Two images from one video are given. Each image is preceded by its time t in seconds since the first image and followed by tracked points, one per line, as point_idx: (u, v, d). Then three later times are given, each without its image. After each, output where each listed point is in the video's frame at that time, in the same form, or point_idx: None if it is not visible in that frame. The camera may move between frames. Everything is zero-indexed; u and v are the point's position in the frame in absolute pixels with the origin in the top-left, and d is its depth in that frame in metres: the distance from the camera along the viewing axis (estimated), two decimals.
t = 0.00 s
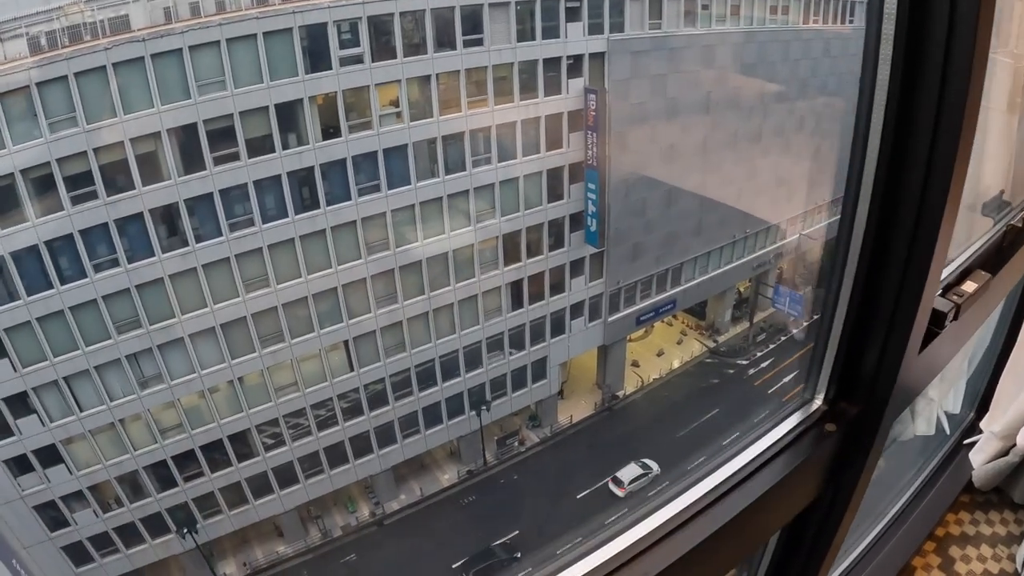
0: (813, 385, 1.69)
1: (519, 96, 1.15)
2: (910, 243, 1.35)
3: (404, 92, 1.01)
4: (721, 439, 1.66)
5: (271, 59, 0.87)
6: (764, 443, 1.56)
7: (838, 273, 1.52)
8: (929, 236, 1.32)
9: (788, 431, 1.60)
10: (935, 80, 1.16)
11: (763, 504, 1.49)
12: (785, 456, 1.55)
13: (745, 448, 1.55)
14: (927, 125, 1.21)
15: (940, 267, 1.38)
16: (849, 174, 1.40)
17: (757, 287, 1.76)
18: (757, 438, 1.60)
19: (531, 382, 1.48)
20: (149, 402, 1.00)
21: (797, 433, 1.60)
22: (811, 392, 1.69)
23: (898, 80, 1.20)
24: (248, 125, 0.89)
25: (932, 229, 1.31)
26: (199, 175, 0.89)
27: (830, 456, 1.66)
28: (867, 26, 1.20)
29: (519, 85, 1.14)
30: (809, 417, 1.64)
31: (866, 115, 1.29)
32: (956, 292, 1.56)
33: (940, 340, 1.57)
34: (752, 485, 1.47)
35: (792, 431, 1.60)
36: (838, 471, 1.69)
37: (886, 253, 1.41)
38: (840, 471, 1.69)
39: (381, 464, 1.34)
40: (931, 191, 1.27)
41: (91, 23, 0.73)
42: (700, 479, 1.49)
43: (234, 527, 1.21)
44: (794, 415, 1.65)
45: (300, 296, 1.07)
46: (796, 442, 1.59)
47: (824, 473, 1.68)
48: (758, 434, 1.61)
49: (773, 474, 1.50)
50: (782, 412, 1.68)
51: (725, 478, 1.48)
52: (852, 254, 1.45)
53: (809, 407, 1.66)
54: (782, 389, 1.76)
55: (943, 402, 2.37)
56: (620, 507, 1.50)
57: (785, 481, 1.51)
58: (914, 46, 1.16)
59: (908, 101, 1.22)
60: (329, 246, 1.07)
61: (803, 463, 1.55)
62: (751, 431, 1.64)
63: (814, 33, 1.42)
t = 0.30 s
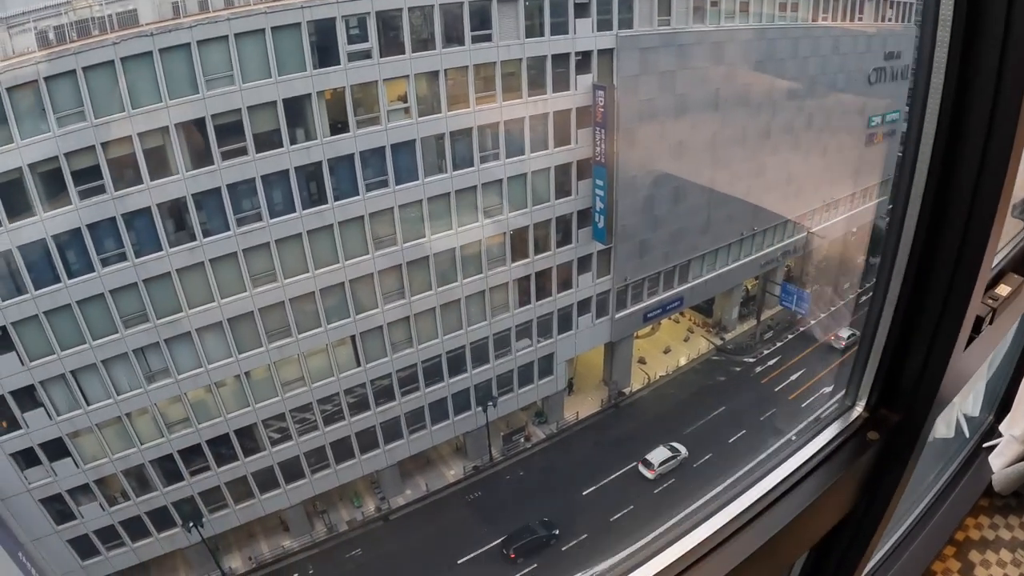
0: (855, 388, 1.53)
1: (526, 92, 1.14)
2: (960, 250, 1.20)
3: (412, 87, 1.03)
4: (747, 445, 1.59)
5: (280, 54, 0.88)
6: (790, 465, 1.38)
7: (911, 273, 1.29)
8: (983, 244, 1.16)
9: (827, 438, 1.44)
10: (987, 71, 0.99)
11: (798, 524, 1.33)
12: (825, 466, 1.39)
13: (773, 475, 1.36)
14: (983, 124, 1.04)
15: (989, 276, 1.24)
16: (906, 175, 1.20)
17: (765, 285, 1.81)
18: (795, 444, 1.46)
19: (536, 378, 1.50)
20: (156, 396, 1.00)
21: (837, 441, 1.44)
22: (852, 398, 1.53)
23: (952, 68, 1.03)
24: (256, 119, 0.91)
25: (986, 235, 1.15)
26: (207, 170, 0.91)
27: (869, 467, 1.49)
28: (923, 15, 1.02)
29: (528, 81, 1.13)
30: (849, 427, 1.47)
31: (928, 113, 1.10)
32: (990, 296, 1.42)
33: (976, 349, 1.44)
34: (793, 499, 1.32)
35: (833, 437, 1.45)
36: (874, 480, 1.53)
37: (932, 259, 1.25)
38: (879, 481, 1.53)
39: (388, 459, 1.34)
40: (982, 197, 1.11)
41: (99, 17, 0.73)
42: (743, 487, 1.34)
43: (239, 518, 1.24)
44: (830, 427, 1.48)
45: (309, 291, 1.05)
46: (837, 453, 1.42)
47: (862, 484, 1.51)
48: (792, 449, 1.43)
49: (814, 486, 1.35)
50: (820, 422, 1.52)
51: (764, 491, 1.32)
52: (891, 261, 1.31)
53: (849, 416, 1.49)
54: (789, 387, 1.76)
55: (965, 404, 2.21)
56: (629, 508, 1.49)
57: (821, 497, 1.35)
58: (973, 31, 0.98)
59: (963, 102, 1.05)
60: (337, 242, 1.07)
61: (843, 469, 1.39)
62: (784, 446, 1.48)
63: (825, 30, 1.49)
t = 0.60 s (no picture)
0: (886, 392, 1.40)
1: (535, 88, 1.14)
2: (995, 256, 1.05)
3: (421, 83, 1.03)
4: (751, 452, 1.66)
5: (287, 50, 0.90)
6: (821, 475, 1.30)
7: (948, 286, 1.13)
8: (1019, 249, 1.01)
9: (859, 444, 1.34)
10: None
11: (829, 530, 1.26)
12: (855, 473, 1.30)
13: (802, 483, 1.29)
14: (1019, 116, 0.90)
15: None
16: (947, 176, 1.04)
17: (771, 283, 1.81)
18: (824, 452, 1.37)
19: (544, 375, 1.48)
20: (163, 390, 1.00)
21: (867, 449, 1.34)
22: (882, 401, 1.41)
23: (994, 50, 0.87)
24: (264, 114, 0.92)
25: None
26: (213, 165, 0.92)
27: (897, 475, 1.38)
28: None
29: (534, 77, 1.14)
30: (878, 433, 1.35)
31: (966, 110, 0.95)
32: (1020, 295, 1.25)
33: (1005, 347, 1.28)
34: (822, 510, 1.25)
35: (865, 443, 1.35)
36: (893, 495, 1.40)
37: (965, 271, 1.11)
38: (906, 488, 1.41)
39: (394, 455, 1.34)
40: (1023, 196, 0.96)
41: (107, 12, 0.75)
42: (782, 491, 1.29)
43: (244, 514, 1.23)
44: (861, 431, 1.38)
45: (316, 285, 1.06)
46: (871, 460, 1.32)
47: (886, 493, 1.39)
48: (820, 458, 1.36)
49: (842, 496, 1.27)
50: (849, 428, 1.42)
51: (795, 501, 1.25)
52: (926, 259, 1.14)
53: (879, 421, 1.38)
54: (796, 385, 1.83)
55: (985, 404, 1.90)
56: (635, 505, 1.55)
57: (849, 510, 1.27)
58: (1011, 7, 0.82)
59: (1007, 91, 0.90)
60: (344, 238, 1.06)
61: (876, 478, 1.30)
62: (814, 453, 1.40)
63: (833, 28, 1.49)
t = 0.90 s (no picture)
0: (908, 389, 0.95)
1: (542, 85, 1.13)
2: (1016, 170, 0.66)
3: (429, 80, 1.03)
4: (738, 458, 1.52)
5: (295, 46, 0.92)
6: (820, 497, 0.87)
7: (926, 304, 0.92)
8: None
9: (868, 457, 0.91)
10: None
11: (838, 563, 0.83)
12: (862, 494, 0.86)
13: (799, 506, 0.87)
14: None
15: None
16: (980, 147, 0.71)
17: (778, 281, 1.79)
18: (822, 476, 0.93)
19: (549, 372, 1.53)
20: (169, 384, 1.00)
21: (877, 466, 0.89)
22: (904, 401, 0.96)
23: None
24: (272, 110, 0.96)
25: None
26: (221, 160, 0.94)
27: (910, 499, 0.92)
28: None
29: (544, 74, 1.14)
30: (900, 436, 0.91)
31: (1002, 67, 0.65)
32: None
33: None
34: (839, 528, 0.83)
35: (879, 455, 0.90)
36: (912, 510, 0.90)
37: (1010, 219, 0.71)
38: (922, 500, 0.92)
39: (399, 451, 1.35)
40: None
41: (114, 7, 0.74)
42: (795, 501, 0.88)
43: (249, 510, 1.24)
44: (875, 442, 0.93)
45: (323, 281, 1.09)
46: (879, 478, 0.88)
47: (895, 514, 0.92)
48: (817, 483, 0.91)
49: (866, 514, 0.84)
50: (862, 438, 0.97)
51: (815, 506, 0.86)
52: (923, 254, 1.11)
53: (901, 425, 0.93)
54: (801, 384, 1.68)
55: None
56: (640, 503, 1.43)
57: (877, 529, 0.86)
58: None
59: None
60: (350, 234, 1.11)
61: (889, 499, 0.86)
62: (819, 470, 0.97)
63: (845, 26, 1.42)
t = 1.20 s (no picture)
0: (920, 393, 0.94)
1: (548, 82, 1.11)
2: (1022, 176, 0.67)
3: (433, 75, 0.99)
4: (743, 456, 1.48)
5: (299, 42, 0.93)
6: (834, 500, 0.85)
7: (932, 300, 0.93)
8: None
9: (878, 461, 0.90)
10: None
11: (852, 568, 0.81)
12: (877, 497, 0.85)
13: (812, 509, 0.85)
14: None
15: None
16: (995, 152, 0.72)
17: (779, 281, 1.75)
18: (835, 480, 0.91)
19: (552, 369, 1.54)
20: (171, 379, 1.06)
21: (887, 470, 0.88)
22: (915, 406, 0.95)
23: None
24: (275, 104, 0.96)
25: None
26: (225, 156, 0.96)
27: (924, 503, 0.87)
28: None
29: (548, 71, 1.12)
30: (911, 440, 0.90)
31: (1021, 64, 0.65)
32: None
33: None
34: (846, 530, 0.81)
35: (889, 458, 0.89)
36: (925, 514, 0.87)
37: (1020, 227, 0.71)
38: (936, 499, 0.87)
39: (401, 448, 1.33)
40: None
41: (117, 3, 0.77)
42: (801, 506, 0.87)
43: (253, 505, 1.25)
44: (886, 445, 0.92)
45: (325, 277, 1.15)
46: (891, 481, 0.87)
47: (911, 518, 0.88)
48: (826, 488, 0.89)
49: (874, 516, 0.83)
50: (874, 442, 0.96)
51: (823, 509, 0.84)
52: (930, 256, 1.09)
53: (912, 428, 0.92)
54: (804, 383, 1.68)
55: None
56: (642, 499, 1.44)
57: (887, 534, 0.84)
58: None
59: None
60: (353, 228, 1.14)
61: (902, 503, 0.85)
62: (828, 476, 0.95)
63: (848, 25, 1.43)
